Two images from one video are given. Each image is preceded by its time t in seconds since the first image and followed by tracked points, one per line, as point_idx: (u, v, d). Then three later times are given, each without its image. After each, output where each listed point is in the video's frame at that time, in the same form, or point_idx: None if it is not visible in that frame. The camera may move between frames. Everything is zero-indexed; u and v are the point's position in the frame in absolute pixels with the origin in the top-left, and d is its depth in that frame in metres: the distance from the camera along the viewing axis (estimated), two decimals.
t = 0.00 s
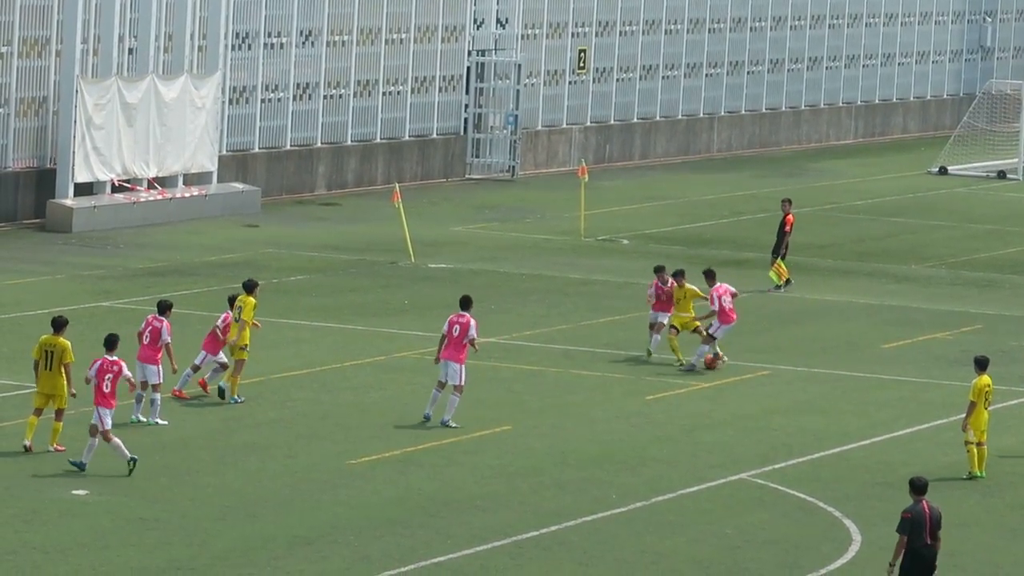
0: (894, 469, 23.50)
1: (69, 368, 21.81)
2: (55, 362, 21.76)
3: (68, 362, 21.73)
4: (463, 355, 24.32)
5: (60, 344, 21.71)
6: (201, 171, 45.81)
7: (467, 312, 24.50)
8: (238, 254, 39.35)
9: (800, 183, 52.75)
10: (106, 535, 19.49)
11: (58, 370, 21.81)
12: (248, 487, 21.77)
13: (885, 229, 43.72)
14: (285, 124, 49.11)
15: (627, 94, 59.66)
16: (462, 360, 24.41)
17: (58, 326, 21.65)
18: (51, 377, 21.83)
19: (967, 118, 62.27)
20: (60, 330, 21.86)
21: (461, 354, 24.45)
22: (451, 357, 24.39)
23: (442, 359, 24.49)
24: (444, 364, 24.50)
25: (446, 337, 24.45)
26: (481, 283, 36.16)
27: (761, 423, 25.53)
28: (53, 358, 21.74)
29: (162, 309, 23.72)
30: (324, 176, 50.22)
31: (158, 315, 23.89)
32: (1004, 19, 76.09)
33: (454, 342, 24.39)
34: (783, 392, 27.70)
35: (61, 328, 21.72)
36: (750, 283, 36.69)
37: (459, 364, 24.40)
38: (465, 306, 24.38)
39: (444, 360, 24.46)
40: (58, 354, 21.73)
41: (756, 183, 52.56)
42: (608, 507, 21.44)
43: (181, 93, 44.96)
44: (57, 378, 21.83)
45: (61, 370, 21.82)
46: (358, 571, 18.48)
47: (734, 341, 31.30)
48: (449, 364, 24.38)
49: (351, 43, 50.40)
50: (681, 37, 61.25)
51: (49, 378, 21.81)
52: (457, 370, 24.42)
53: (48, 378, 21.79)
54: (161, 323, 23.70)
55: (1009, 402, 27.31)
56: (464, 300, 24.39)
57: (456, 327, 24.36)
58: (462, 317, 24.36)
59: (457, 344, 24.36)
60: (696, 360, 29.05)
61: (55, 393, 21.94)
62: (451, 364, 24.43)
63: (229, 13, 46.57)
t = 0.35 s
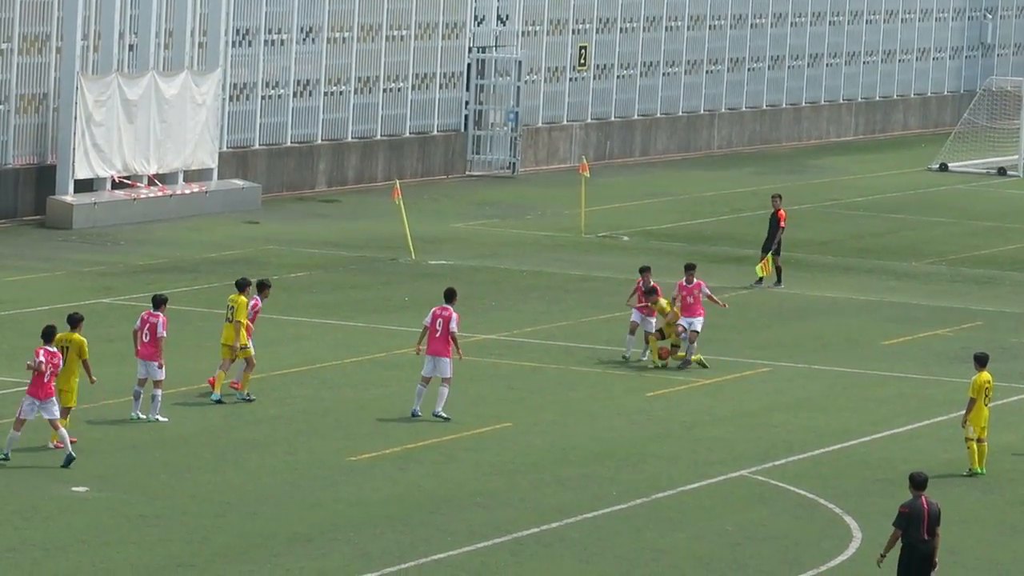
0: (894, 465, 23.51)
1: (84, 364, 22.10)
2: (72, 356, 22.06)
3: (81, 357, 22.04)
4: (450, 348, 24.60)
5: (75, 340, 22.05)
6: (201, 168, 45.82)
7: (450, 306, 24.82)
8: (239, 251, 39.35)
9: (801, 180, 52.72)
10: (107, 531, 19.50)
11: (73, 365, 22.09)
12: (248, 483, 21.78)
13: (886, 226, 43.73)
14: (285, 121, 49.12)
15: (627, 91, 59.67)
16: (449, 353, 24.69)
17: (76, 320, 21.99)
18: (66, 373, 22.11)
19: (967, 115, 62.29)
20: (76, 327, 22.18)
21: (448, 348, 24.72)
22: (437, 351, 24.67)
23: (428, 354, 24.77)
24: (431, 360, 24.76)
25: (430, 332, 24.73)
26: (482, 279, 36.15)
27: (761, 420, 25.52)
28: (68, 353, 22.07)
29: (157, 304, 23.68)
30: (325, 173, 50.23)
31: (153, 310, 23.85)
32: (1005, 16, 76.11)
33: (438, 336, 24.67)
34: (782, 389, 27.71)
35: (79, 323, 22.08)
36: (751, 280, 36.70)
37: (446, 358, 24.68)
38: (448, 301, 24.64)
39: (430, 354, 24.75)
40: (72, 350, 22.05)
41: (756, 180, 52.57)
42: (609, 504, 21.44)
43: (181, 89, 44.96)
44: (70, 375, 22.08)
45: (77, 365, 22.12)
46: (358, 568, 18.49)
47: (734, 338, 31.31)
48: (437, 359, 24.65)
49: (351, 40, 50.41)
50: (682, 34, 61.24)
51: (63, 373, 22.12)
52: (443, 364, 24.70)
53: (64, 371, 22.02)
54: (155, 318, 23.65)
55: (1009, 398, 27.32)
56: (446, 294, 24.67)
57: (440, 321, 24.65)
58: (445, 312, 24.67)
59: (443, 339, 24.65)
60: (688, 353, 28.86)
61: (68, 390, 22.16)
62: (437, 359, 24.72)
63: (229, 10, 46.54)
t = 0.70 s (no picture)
0: (895, 464, 23.50)
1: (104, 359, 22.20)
2: (90, 352, 22.15)
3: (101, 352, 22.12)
4: (450, 347, 24.65)
5: (93, 335, 22.12)
6: (202, 166, 45.84)
7: (451, 302, 24.83)
8: (239, 250, 39.35)
9: (801, 178, 52.70)
10: (107, 529, 19.51)
11: (94, 361, 22.20)
12: (249, 481, 21.78)
13: (887, 224, 43.73)
14: (286, 119, 49.11)
15: (628, 89, 59.66)
16: (449, 352, 24.76)
17: (92, 317, 22.11)
18: (87, 370, 22.23)
19: (968, 114, 62.30)
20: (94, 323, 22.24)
21: (447, 345, 24.78)
22: (436, 349, 24.74)
23: (428, 351, 24.83)
24: (431, 356, 24.85)
25: (430, 328, 24.79)
26: (483, 278, 36.14)
27: (761, 418, 25.52)
28: (88, 350, 22.16)
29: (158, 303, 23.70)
30: (325, 171, 50.22)
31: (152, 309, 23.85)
32: (1005, 14, 76.12)
33: (438, 333, 24.73)
34: (782, 387, 27.71)
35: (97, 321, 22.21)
36: (751, 278, 36.69)
37: (445, 355, 24.74)
38: (449, 299, 24.66)
39: (429, 351, 24.81)
40: (91, 347, 22.13)
41: (757, 178, 52.56)
42: (609, 502, 21.43)
43: (181, 87, 44.95)
44: (91, 370, 22.22)
45: (97, 361, 22.22)
46: (359, 566, 18.49)
47: (734, 335, 31.32)
48: (437, 358, 24.72)
49: (352, 38, 50.42)
50: (682, 32, 61.23)
51: (85, 370, 22.23)
52: (443, 362, 24.78)
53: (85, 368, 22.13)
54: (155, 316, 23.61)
55: (1009, 397, 27.32)
56: (448, 291, 24.69)
57: (440, 318, 24.70)
58: (445, 309, 24.68)
59: (443, 336, 24.70)
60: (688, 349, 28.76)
61: (93, 387, 22.27)
62: (437, 356, 24.78)
63: (229, 8, 46.52)
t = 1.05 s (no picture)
0: (893, 463, 23.51)
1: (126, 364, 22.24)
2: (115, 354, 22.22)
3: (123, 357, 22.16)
4: (448, 345, 24.64)
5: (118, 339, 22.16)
6: (200, 165, 45.86)
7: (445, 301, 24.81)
8: (237, 249, 39.37)
9: (799, 177, 52.69)
10: (106, 528, 19.51)
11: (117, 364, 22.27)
12: (248, 480, 21.79)
13: (886, 223, 43.75)
14: (284, 118, 49.12)
15: (626, 88, 59.68)
16: (447, 350, 24.72)
17: (124, 321, 22.17)
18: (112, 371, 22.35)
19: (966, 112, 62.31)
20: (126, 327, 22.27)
21: (445, 343, 24.76)
22: (434, 348, 24.72)
23: (427, 350, 24.81)
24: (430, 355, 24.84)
25: (427, 329, 24.78)
26: (481, 277, 36.15)
27: (760, 417, 25.53)
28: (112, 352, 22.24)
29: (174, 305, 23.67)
30: (324, 170, 50.22)
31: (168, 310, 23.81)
32: (1002, 13, 76.18)
33: (435, 332, 24.72)
34: (781, 386, 27.73)
35: (129, 324, 22.27)
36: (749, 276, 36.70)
37: (444, 353, 24.74)
38: (443, 297, 24.65)
39: (427, 350, 24.80)
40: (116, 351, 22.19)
41: (756, 177, 52.56)
42: (608, 502, 21.44)
43: (179, 86, 44.96)
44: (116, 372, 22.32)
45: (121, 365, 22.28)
46: (357, 565, 18.49)
47: (732, 334, 31.33)
48: (437, 357, 24.71)
49: (350, 37, 50.43)
50: (680, 31, 61.26)
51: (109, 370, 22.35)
52: (442, 360, 24.76)
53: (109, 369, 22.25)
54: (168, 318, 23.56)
55: (1007, 396, 27.32)
56: (442, 289, 24.69)
57: (436, 317, 24.69)
58: (440, 307, 24.68)
59: (439, 335, 24.69)
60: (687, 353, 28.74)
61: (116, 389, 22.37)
62: (436, 354, 24.76)
63: (227, 8, 46.53)
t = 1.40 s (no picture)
0: (891, 462, 23.49)
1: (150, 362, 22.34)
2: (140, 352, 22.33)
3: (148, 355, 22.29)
4: (454, 343, 24.64)
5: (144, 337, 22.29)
6: (196, 164, 45.85)
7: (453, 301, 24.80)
8: (234, 247, 39.35)
9: (796, 176, 52.68)
10: (103, 527, 19.49)
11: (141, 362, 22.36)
12: (245, 479, 21.77)
13: (882, 222, 43.74)
14: (280, 117, 49.09)
15: (622, 87, 59.68)
16: (453, 347, 24.72)
17: (151, 318, 22.26)
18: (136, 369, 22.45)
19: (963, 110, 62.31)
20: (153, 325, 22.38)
21: (451, 342, 24.75)
22: (440, 345, 24.71)
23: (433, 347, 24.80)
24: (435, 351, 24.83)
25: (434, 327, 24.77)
26: (478, 275, 36.14)
27: (757, 416, 25.51)
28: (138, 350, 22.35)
29: (186, 305, 23.70)
30: (320, 169, 50.18)
31: (178, 309, 23.82)
32: (999, 12, 76.24)
33: (441, 330, 24.70)
34: (779, 385, 27.72)
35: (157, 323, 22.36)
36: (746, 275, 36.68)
37: (452, 351, 24.76)
38: (452, 297, 24.62)
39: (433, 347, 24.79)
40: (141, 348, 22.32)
41: (752, 176, 52.57)
42: (604, 501, 21.42)
43: (176, 85, 44.93)
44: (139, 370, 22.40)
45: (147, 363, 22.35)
46: (354, 564, 18.47)
47: (729, 334, 31.32)
48: (443, 353, 24.71)
49: (347, 36, 50.40)
50: (677, 30, 61.24)
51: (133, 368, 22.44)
52: (450, 357, 24.77)
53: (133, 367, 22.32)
54: (180, 317, 23.60)
55: (1004, 395, 27.30)
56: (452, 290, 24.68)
57: (444, 316, 24.68)
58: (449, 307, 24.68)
59: (446, 333, 24.67)
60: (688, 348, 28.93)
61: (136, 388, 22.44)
62: (443, 353, 24.76)
63: (224, 7, 46.51)
